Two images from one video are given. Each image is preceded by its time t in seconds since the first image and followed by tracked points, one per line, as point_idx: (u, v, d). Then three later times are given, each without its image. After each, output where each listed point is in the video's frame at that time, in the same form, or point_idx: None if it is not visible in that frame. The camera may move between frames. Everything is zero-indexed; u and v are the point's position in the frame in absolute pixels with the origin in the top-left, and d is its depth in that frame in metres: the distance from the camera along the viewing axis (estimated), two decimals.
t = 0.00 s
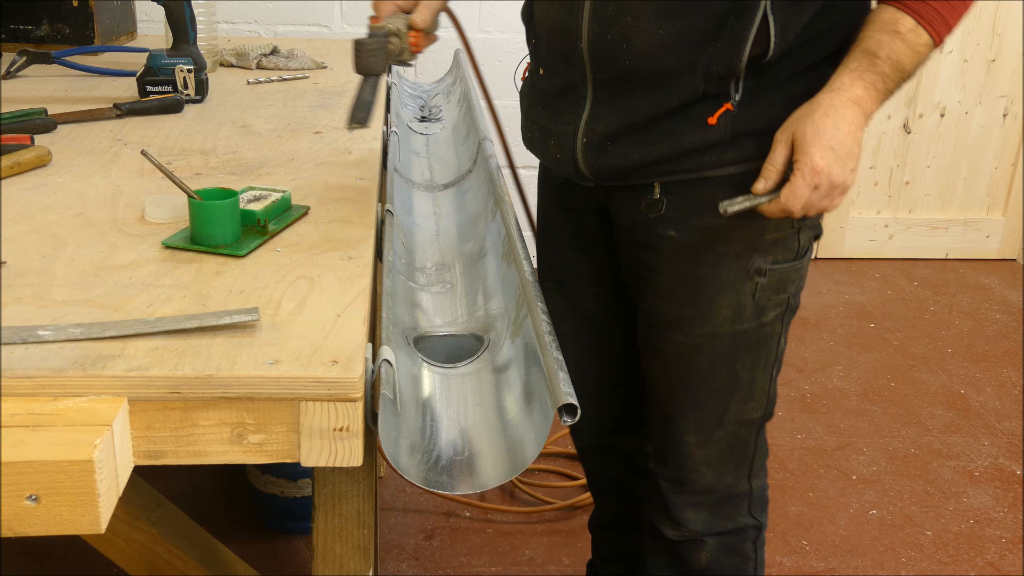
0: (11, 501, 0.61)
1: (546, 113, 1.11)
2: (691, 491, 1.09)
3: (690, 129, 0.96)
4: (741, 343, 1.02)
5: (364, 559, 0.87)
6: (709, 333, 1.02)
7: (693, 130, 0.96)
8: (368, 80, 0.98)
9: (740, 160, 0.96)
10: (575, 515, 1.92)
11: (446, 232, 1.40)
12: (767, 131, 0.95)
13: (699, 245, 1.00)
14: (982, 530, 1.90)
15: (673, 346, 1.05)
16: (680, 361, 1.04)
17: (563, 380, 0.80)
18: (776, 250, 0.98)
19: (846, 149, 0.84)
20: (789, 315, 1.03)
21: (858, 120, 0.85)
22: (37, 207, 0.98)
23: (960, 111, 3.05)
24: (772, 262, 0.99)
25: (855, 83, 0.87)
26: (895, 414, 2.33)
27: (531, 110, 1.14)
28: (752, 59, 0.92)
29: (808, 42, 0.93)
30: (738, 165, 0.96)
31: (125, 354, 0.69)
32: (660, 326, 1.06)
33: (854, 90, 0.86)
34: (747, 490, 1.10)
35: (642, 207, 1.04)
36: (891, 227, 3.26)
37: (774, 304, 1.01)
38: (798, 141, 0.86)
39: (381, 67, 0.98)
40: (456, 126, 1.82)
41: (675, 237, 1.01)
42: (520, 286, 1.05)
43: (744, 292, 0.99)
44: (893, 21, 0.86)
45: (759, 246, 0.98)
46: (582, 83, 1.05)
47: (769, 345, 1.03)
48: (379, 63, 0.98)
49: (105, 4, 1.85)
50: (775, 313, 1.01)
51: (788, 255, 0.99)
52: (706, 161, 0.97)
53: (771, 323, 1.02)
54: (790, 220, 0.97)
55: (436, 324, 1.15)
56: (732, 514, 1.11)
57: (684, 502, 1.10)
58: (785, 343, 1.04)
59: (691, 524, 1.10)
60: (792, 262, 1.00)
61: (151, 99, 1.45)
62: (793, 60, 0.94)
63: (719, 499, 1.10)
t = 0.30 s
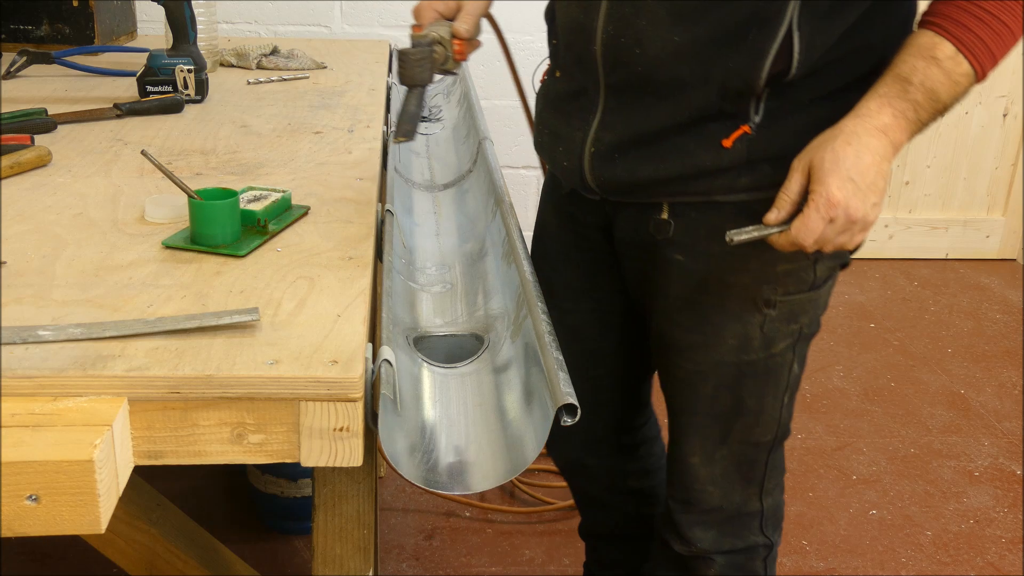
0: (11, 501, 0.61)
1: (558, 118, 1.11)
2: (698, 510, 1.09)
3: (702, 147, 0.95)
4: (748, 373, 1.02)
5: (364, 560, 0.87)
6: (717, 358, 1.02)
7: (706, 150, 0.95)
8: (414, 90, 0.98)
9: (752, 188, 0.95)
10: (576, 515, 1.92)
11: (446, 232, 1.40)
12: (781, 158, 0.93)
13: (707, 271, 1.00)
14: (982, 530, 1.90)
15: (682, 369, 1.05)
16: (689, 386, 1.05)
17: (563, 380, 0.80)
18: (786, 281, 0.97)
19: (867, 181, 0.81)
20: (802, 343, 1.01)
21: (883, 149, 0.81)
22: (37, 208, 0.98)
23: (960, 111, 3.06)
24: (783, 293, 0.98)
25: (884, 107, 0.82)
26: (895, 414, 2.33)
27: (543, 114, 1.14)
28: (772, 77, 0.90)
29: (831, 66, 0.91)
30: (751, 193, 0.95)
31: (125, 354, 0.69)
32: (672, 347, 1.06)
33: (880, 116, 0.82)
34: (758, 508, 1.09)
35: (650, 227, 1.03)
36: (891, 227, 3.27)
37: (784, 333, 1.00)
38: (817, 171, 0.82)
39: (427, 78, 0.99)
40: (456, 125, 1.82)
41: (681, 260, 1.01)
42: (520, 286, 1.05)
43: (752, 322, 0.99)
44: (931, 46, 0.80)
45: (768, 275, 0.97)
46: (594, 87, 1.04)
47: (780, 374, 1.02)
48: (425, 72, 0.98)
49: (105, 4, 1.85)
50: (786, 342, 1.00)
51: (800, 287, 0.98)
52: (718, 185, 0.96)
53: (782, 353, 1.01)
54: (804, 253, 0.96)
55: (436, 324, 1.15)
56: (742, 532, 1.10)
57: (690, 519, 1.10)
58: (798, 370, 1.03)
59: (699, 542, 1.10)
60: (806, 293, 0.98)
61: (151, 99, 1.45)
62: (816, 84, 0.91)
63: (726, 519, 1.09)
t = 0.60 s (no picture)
0: (11, 501, 0.61)
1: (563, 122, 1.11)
2: (703, 514, 1.09)
3: (715, 153, 0.95)
4: (756, 380, 1.02)
5: (364, 560, 0.87)
6: (726, 365, 1.02)
7: (717, 156, 0.95)
8: (439, 104, 0.95)
9: (764, 196, 0.95)
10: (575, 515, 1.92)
11: (446, 232, 1.40)
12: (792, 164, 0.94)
13: (716, 278, 1.00)
14: (982, 530, 1.90)
15: (689, 376, 1.05)
16: (695, 393, 1.05)
17: (563, 380, 0.80)
18: (797, 288, 0.97)
19: (886, 187, 0.80)
20: (809, 351, 1.02)
21: (900, 155, 0.80)
22: (38, 207, 0.98)
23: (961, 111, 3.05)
24: (793, 299, 0.98)
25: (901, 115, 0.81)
26: (895, 414, 2.33)
27: (549, 116, 1.14)
28: (787, 82, 0.90)
29: (845, 70, 0.92)
30: (763, 201, 0.95)
31: (125, 354, 0.69)
32: (678, 352, 1.07)
33: (897, 122, 0.81)
34: (762, 512, 1.10)
35: (656, 230, 1.03)
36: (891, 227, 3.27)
37: (793, 340, 1.00)
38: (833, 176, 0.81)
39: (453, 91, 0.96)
40: (456, 125, 1.82)
41: (690, 267, 1.01)
42: (520, 286, 1.05)
43: (762, 329, 0.99)
44: (950, 52, 0.81)
45: (779, 283, 0.97)
46: (603, 90, 1.04)
47: (786, 380, 1.02)
48: (450, 86, 0.96)
49: (105, 4, 1.85)
50: (794, 349, 1.01)
51: (809, 294, 0.98)
52: (728, 192, 0.96)
53: (789, 360, 1.01)
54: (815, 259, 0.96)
55: (436, 324, 1.15)
56: (747, 536, 1.11)
57: (694, 523, 1.10)
58: (805, 377, 1.03)
59: (703, 546, 1.10)
60: (815, 300, 0.98)
61: (151, 99, 1.45)
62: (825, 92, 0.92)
63: (731, 523, 1.09)
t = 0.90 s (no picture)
0: (11, 501, 0.61)
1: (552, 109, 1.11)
2: (685, 510, 1.09)
3: (704, 135, 0.95)
4: (742, 364, 1.01)
5: (364, 560, 0.87)
6: (711, 350, 1.01)
7: (707, 138, 0.95)
8: (453, 104, 1.01)
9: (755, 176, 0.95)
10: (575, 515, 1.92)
11: (446, 232, 1.40)
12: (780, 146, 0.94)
13: (703, 260, 0.99)
14: (982, 530, 1.90)
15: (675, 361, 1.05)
16: (681, 379, 1.05)
17: (563, 380, 0.80)
18: (781, 270, 0.97)
19: (873, 158, 0.79)
20: (793, 336, 1.02)
21: (884, 126, 0.80)
22: (37, 207, 0.98)
23: (960, 111, 3.05)
24: (778, 282, 0.97)
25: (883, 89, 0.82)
26: (895, 414, 2.33)
27: (534, 106, 1.14)
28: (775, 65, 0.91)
29: (835, 58, 0.92)
30: (752, 180, 0.95)
31: (124, 354, 0.69)
32: (662, 338, 1.06)
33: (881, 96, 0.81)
34: (744, 511, 1.10)
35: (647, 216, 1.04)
36: (891, 228, 3.27)
37: (778, 324, 1.00)
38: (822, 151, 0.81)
39: (464, 90, 1.01)
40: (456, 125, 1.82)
41: (679, 250, 1.01)
42: (520, 286, 1.05)
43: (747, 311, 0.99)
44: (928, 29, 0.80)
45: (765, 264, 0.97)
46: (592, 79, 1.04)
47: (771, 366, 1.02)
48: (462, 85, 1.01)
49: (105, 4, 1.85)
50: (779, 333, 1.00)
51: (794, 276, 0.97)
52: (717, 174, 0.96)
53: (774, 344, 1.01)
54: (799, 238, 0.96)
55: (436, 324, 1.15)
56: (728, 534, 1.11)
57: (676, 518, 1.10)
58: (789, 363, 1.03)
59: (685, 540, 1.10)
60: (799, 282, 0.98)
61: (151, 99, 1.45)
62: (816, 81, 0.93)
63: (713, 519, 1.09)
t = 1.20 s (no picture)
0: (11, 501, 0.61)
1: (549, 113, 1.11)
2: (667, 508, 1.08)
3: (697, 128, 0.96)
4: (738, 336, 1.02)
5: (364, 560, 0.87)
6: (709, 321, 1.01)
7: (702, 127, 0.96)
8: (447, 83, 1.06)
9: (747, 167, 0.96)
10: (575, 515, 1.92)
11: (446, 232, 1.40)
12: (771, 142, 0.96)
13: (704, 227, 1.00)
14: (982, 530, 1.90)
15: (667, 330, 1.03)
16: (671, 348, 1.03)
17: (563, 380, 0.80)
18: (778, 242, 1.00)
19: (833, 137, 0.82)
20: (777, 323, 1.05)
21: (848, 99, 0.81)
22: (37, 207, 0.98)
23: (960, 111, 3.04)
24: (773, 254, 1.00)
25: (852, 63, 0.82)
26: (895, 414, 2.33)
27: (529, 109, 1.15)
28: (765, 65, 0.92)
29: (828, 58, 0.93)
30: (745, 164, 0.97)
31: (124, 354, 0.69)
32: (654, 310, 1.04)
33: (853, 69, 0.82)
34: (724, 521, 1.10)
35: (644, 196, 1.04)
36: (891, 227, 3.27)
37: (770, 302, 1.02)
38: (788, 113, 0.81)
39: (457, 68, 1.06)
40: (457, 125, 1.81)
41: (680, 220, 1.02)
42: (520, 286, 1.05)
43: (747, 278, 1.00)
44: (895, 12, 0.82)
45: (764, 232, 0.99)
46: (590, 83, 1.05)
47: (759, 346, 1.04)
48: (453, 64, 1.06)
49: (105, 4, 1.85)
50: (770, 312, 1.03)
51: (784, 253, 1.01)
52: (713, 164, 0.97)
53: (765, 323, 1.03)
54: (792, 215, 1.01)
55: (436, 324, 1.15)
56: (706, 542, 1.10)
57: (658, 518, 1.09)
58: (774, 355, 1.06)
59: (663, 543, 1.09)
60: (789, 262, 1.02)
61: (151, 99, 1.45)
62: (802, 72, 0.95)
63: (694, 523, 1.08)
